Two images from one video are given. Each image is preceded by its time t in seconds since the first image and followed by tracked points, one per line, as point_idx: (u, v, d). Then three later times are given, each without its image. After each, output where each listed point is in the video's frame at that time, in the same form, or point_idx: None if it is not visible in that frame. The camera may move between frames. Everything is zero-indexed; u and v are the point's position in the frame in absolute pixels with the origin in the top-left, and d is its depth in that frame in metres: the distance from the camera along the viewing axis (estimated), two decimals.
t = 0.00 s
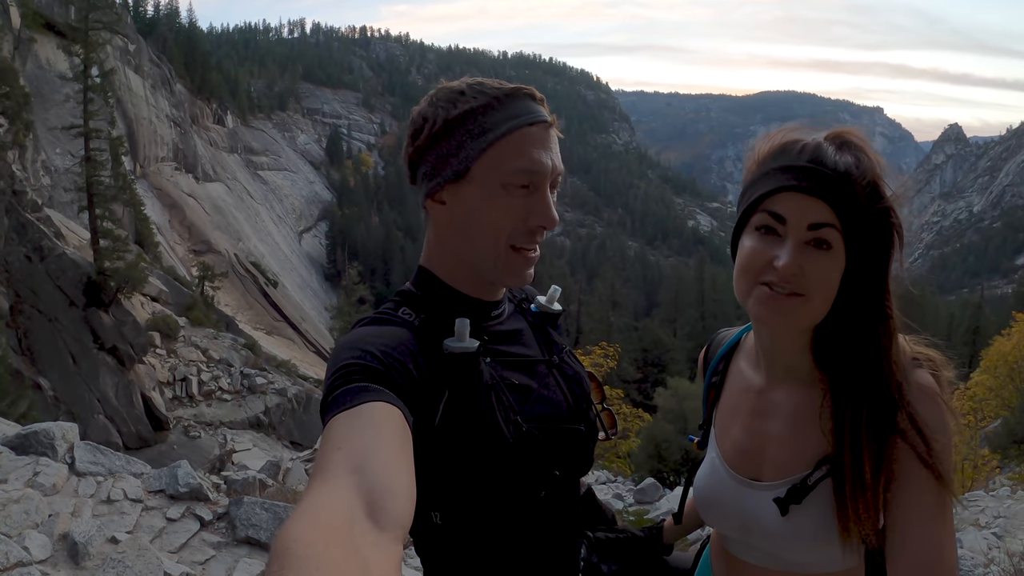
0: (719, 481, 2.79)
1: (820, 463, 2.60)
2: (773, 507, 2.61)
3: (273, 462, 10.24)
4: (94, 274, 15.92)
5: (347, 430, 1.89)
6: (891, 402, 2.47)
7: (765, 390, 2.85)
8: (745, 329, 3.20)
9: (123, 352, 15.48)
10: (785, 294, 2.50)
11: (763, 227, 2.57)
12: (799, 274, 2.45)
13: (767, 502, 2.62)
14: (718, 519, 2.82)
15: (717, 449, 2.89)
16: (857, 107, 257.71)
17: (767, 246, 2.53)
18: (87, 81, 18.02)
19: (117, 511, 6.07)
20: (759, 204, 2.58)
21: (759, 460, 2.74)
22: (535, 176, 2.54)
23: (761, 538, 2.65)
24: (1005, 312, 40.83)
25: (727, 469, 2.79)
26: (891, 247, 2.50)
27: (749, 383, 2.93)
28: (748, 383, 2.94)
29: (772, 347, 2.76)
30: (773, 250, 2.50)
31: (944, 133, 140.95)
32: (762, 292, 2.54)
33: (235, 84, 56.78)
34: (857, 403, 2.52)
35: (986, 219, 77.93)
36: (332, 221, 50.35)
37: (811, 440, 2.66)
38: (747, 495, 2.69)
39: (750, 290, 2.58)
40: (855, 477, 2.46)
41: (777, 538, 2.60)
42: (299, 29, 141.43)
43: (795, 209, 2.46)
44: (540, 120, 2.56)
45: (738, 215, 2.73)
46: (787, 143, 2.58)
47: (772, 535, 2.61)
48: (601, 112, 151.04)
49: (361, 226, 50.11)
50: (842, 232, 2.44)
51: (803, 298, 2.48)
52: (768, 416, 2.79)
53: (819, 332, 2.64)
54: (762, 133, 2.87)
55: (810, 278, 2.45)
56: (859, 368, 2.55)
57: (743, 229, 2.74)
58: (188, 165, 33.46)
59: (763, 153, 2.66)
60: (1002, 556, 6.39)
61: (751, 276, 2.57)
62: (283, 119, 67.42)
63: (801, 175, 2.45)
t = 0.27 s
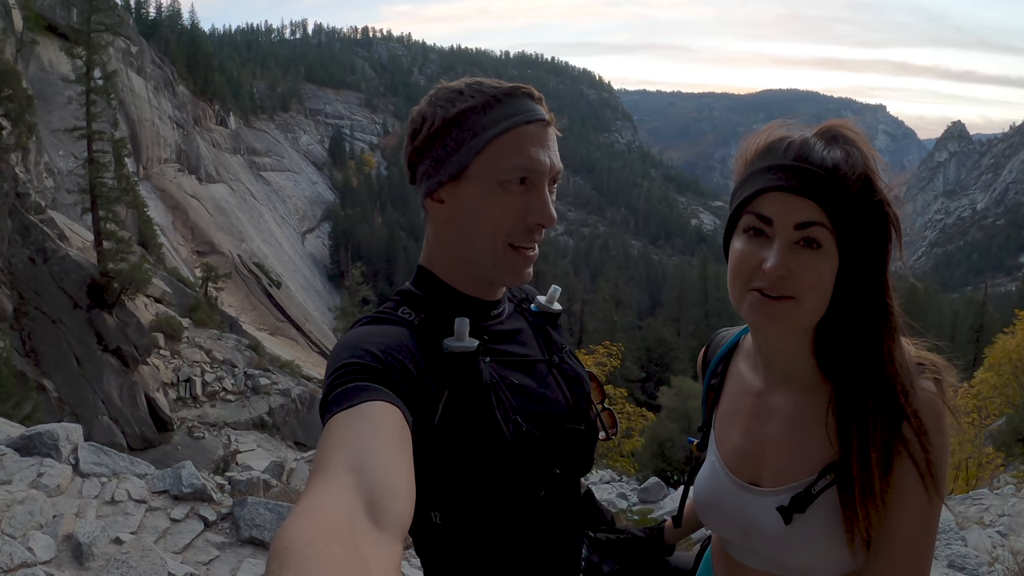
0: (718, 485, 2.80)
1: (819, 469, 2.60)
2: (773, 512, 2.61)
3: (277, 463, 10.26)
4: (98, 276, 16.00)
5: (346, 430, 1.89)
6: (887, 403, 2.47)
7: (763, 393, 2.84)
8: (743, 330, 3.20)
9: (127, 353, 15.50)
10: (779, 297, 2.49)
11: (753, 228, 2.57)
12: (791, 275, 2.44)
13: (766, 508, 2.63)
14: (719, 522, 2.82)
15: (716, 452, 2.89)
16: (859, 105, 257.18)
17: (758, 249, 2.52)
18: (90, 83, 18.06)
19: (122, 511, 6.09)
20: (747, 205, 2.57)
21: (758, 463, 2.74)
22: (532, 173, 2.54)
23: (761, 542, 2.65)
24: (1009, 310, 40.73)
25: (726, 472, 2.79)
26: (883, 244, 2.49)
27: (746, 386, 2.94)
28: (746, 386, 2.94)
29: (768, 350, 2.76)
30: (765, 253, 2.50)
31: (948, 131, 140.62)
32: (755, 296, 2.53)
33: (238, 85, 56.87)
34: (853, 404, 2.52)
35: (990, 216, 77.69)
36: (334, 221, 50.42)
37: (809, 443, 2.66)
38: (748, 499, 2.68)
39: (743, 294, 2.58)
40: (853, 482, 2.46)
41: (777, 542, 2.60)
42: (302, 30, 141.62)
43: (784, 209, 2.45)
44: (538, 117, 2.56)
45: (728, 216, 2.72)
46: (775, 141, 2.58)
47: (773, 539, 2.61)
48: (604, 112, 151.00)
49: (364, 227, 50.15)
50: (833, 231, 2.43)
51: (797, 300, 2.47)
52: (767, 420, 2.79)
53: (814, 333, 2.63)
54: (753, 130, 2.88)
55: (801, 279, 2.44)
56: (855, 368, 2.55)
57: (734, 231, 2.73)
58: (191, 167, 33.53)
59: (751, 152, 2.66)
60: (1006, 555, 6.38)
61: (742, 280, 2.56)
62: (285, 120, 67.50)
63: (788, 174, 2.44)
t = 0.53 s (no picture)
0: (717, 487, 2.80)
1: (819, 472, 2.61)
2: (774, 518, 2.60)
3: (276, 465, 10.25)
4: (97, 278, 15.98)
5: (347, 430, 1.88)
6: (886, 405, 2.48)
7: (760, 396, 2.85)
8: (739, 329, 3.19)
9: (125, 357, 15.47)
10: (783, 299, 2.49)
11: (754, 229, 2.56)
12: (795, 278, 2.44)
13: (766, 512, 2.62)
14: (717, 525, 2.83)
15: (714, 455, 2.89)
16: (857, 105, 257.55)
17: (761, 251, 2.51)
18: (88, 85, 18.03)
19: (121, 514, 6.09)
20: (748, 206, 2.56)
21: (757, 466, 2.74)
22: (514, 168, 2.53)
23: (762, 545, 2.65)
24: (1007, 309, 40.76)
25: (725, 475, 2.79)
26: (880, 245, 2.51)
27: (744, 387, 2.93)
28: (743, 387, 2.94)
29: (768, 352, 2.75)
30: (768, 255, 2.49)
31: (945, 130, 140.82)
32: (758, 299, 2.53)
33: (236, 87, 56.85)
34: (853, 406, 2.54)
35: (988, 215, 77.74)
36: (333, 224, 50.42)
37: (809, 446, 2.67)
38: (746, 503, 2.69)
39: (744, 296, 2.57)
40: (854, 484, 2.47)
41: (777, 545, 2.61)
42: (299, 32, 141.62)
43: (785, 210, 2.45)
44: (523, 113, 2.55)
45: (727, 220, 2.71)
46: (774, 140, 2.58)
47: (772, 544, 2.61)
48: (601, 113, 151.11)
49: (362, 229, 50.16)
50: (837, 232, 2.44)
51: (802, 301, 2.47)
52: (765, 421, 2.79)
53: (813, 335, 2.63)
54: (748, 129, 2.88)
55: (805, 281, 2.44)
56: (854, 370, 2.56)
57: (733, 234, 2.72)
58: (190, 169, 33.52)
59: (747, 152, 2.67)
60: (1006, 553, 6.39)
61: (743, 283, 2.55)
62: (283, 122, 67.51)
63: (788, 174, 2.44)
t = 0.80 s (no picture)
0: (711, 490, 2.81)
1: (811, 476, 2.63)
2: (766, 521, 2.63)
3: (271, 468, 10.22)
4: (89, 281, 15.89)
5: (344, 433, 1.88)
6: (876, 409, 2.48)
7: (753, 400, 2.86)
8: (732, 332, 3.20)
9: (119, 360, 15.36)
10: (772, 304, 2.49)
11: (742, 234, 2.57)
12: (785, 283, 2.44)
13: (760, 516, 2.64)
14: (712, 527, 2.85)
15: (707, 458, 2.90)
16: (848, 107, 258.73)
17: (749, 255, 2.52)
18: (80, 88, 17.96)
19: (116, 518, 6.05)
20: (737, 210, 2.56)
21: (749, 470, 2.75)
22: (496, 164, 2.52)
23: (756, 548, 2.67)
24: (999, 309, 40.96)
25: (719, 478, 2.80)
26: (872, 248, 2.50)
27: (736, 393, 2.94)
28: (735, 392, 2.94)
29: (759, 357, 2.76)
30: (757, 260, 2.49)
31: (937, 132, 141.57)
32: (745, 303, 2.54)
33: (229, 90, 56.71)
34: (843, 410, 2.54)
35: (980, 216, 78.16)
36: (327, 226, 50.34)
37: (799, 450, 2.68)
38: (740, 506, 2.70)
39: (733, 301, 2.58)
40: (843, 488, 2.48)
41: (770, 548, 2.63)
42: (292, 34, 141.44)
43: (775, 216, 2.45)
44: (510, 112, 2.54)
45: (716, 224, 2.72)
46: (764, 144, 2.59)
47: (764, 548, 2.64)
48: (595, 115, 151.39)
49: (356, 231, 50.09)
50: (827, 237, 2.44)
51: (791, 306, 2.47)
52: (758, 426, 2.79)
53: (803, 339, 2.63)
54: (738, 131, 2.90)
55: (794, 285, 2.44)
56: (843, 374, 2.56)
57: (721, 237, 2.73)
58: (182, 172, 33.42)
59: (738, 156, 2.67)
60: (1001, 551, 6.42)
61: (732, 288, 2.57)
62: (277, 124, 67.39)
63: (777, 177, 2.44)
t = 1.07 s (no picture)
0: (705, 490, 2.82)
1: (801, 477, 2.63)
2: (758, 521, 2.64)
3: (269, 472, 10.21)
4: (86, 285, 15.96)
5: (343, 431, 1.88)
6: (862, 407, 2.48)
7: (744, 400, 2.85)
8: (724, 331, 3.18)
9: (116, 364, 15.36)
10: (748, 305, 2.48)
11: (720, 233, 2.56)
12: (756, 282, 2.43)
13: (752, 515, 2.65)
14: (707, 528, 2.85)
15: (701, 458, 2.90)
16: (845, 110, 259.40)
17: (724, 255, 2.52)
18: (78, 91, 17.95)
19: (113, 521, 6.03)
20: (715, 210, 2.56)
21: (741, 470, 2.75)
22: (520, 173, 2.54)
23: (750, 548, 2.68)
24: (996, 311, 41.08)
25: (713, 479, 2.80)
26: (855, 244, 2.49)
27: (728, 392, 2.93)
28: (727, 392, 2.93)
29: (746, 356, 2.76)
30: (731, 259, 2.49)
31: (933, 134, 142.03)
32: (722, 304, 2.52)
33: (227, 94, 56.72)
34: (829, 410, 2.54)
35: (977, 218, 78.42)
36: (325, 230, 50.35)
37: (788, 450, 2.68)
38: (732, 506, 2.71)
39: (709, 300, 2.57)
40: (830, 488, 2.48)
41: (764, 549, 2.64)
42: (289, 38, 141.59)
43: (750, 216, 2.44)
44: (524, 118, 2.54)
45: (697, 224, 2.71)
46: (745, 142, 2.58)
47: (758, 548, 2.65)
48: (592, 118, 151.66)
49: (353, 235, 50.09)
50: (802, 235, 2.42)
51: (766, 307, 2.46)
52: (748, 426, 2.80)
53: (788, 338, 2.63)
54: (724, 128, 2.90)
55: (767, 284, 2.43)
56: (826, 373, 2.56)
57: (703, 237, 2.72)
58: (180, 176, 33.41)
59: (718, 154, 2.66)
60: (999, 552, 6.42)
61: (710, 289, 2.55)
62: (274, 128, 67.40)
63: (758, 175, 2.43)
